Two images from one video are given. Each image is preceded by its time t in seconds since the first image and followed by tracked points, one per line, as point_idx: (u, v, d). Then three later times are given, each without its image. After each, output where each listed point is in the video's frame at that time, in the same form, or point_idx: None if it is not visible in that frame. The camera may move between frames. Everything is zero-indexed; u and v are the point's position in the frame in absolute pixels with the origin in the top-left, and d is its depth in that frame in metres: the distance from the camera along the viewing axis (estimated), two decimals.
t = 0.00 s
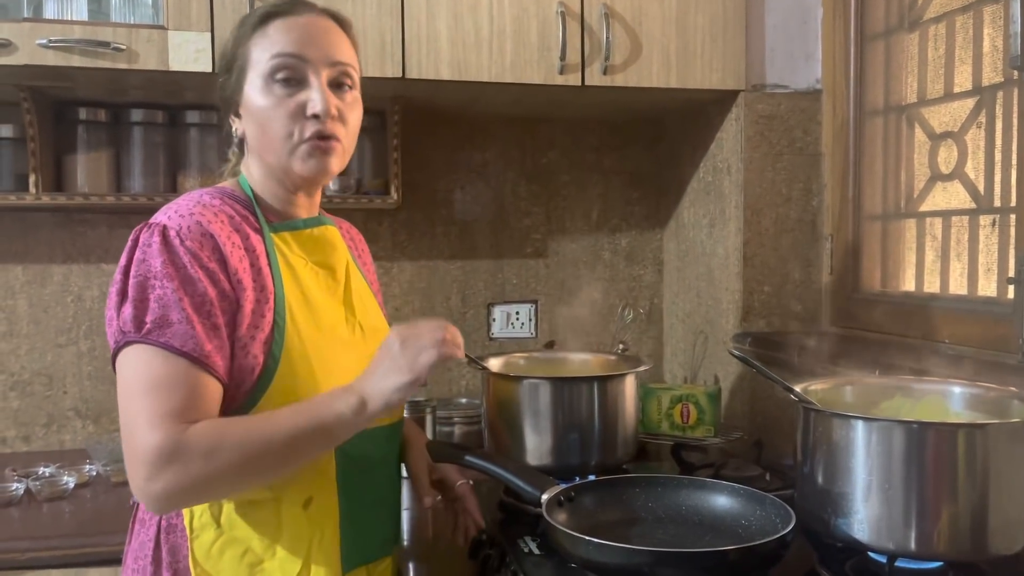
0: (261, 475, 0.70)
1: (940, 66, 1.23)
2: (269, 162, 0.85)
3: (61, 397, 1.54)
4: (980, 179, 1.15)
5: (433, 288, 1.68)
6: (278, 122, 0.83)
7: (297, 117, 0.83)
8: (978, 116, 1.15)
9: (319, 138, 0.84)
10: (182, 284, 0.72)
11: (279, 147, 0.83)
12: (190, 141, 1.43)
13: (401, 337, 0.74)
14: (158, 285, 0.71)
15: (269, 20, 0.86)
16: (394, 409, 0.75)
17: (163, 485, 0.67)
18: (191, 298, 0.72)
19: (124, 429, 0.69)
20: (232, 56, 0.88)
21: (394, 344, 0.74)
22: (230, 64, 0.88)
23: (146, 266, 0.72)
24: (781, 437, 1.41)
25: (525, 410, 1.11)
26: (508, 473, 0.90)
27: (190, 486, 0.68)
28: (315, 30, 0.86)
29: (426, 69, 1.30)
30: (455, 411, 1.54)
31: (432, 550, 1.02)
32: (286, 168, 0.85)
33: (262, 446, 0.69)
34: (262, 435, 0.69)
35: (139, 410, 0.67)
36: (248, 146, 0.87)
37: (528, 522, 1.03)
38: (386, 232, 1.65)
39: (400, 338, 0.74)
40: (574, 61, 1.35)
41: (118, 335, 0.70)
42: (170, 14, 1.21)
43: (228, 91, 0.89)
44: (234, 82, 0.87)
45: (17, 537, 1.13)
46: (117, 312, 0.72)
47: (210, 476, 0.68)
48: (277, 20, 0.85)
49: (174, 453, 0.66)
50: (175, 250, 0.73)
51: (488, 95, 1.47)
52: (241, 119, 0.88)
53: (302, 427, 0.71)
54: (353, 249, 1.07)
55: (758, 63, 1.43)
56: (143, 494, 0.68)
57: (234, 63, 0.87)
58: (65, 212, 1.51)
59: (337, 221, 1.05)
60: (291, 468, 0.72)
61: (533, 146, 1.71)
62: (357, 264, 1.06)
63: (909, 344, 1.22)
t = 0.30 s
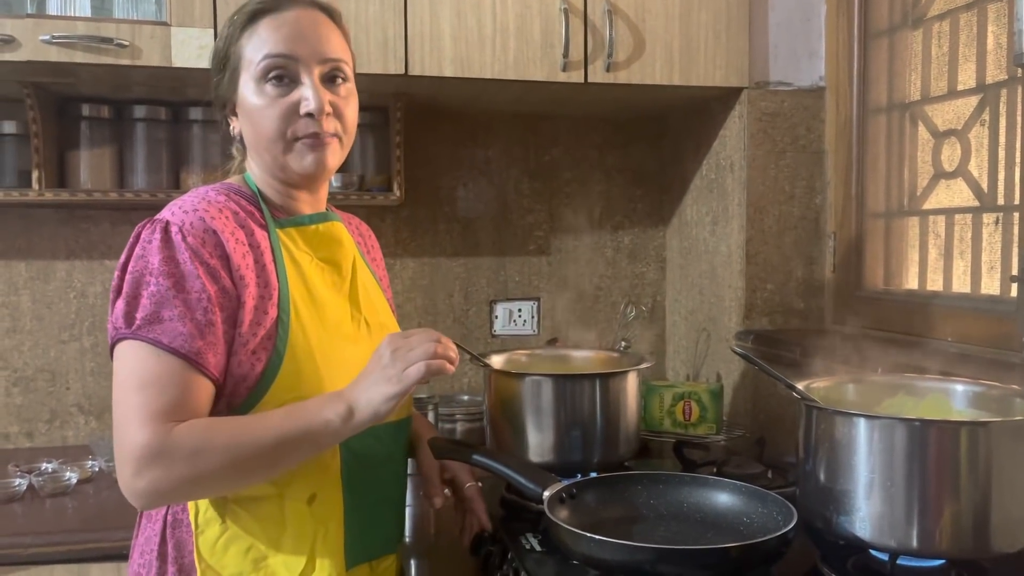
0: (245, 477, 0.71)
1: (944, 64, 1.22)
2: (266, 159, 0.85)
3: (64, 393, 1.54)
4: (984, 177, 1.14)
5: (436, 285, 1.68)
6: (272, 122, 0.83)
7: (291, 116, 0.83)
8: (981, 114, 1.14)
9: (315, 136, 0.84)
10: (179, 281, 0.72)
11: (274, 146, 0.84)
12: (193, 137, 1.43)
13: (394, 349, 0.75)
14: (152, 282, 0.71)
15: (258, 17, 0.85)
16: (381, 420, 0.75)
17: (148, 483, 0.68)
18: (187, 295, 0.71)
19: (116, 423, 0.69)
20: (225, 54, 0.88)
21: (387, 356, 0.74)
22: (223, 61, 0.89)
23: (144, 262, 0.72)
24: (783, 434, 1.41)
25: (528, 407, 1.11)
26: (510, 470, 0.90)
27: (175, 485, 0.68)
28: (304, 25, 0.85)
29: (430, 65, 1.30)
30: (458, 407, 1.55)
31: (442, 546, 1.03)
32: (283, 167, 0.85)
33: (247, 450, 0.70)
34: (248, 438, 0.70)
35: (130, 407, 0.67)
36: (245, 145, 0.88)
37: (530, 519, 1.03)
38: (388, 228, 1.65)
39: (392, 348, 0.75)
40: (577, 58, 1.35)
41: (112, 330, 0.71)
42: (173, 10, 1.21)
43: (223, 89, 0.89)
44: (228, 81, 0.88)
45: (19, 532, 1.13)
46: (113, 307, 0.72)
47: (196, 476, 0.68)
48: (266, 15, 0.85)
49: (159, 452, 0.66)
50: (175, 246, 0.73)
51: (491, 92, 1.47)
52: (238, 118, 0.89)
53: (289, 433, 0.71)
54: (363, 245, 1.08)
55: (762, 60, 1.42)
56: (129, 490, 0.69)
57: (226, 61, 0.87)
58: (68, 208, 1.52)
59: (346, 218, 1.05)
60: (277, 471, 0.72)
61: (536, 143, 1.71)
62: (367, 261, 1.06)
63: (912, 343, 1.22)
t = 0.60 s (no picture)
0: (242, 475, 0.71)
1: (947, 62, 1.22)
2: (272, 157, 0.85)
3: (66, 389, 1.54)
4: (987, 176, 1.14)
5: (437, 282, 1.68)
6: (279, 121, 0.83)
7: (299, 116, 0.83)
8: (985, 112, 1.14)
9: (321, 135, 0.84)
10: (180, 279, 0.72)
11: (280, 145, 0.84)
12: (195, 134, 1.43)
13: (394, 353, 0.74)
14: (152, 279, 0.71)
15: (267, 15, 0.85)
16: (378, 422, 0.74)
17: (147, 480, 0.68)
18: (188, 293, 0.71)
19: (116, 419, 0.69)
20: (233, 51, 0.88)
21: (387, 359, 0.73)
22: (231, 58, 0.88)
23: (145, 260, 0.72)
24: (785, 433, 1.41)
25: (529, 405, 1.11)
26: (511, 467, 0.90)
27: (173, 482, 0.68)
28: (313, 26, 0.85)
29: (432, 62, 1.30)
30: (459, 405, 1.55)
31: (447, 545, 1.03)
32: (288, 166, 0.85)
33: (245, 449, 0.70)
34: (246, 436, 0.70)
35: (129, 404, 0.67)
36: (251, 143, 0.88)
37: (531, 516, 1.02)
38: (390, 226, 1.65)
39: (392, 351, 0.74)
40: (580, 55, 1.35)
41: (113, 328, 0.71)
42: (176, 6, 1.21)
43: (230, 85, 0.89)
44: (235, 78, 0.87)
45: (20, 528, 1.13)
46: (115, 305, 0.72)
47: (194, 473, 0.68)
48: (275, 14, 0.85)
49: (157, 449, 0.66)
50: (176, 244, 0.73)
51: (494, 89, 1.46)
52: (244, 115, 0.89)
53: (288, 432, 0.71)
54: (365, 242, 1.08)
55: (765, 58, 1.42)
56: (128, 486, 0.69)
57: (234, 58, 0.87)
58: (70, 204, 1.52)
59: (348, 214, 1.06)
60: (274, 470, 0.73)
61: (538, 141, 1.71)
62: (370, 256, 1.07)
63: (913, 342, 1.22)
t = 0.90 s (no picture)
0: (247, 469, 0.71)
1: (949, 61, 1.22)
2: (275, 153, 0.85)
3: (67, 385, 1.54)
4: (988, 174, 1.14)
5: (438, 279, 1.68)
6: (283, 117, 0.83)
7: (304, 112, 0.83)
8: (986, 111, 1.14)
9: (325, 132, 0.84)
10: (184, 273, 0.72)
11: (284, 141, 0.84)
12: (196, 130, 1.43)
13: (403, 350, 0.74)
14: (157, 274, 0.71)
15: (272, 12, 0.85)
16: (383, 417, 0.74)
17: (152, 474, 0.68)
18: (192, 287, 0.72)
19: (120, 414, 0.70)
20: (238, 47, 0.88)
21: (395, 356, 0.74)
22: (235, 54, 0.88)
23: (149, 255, 0.72)
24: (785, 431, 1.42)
25: (530, 402, 1.11)
26: (511, 464, 0.90)
27: (177, 477, 0.68)
28: (319, 23, 0.86)
29: (433, 60, 1.30)
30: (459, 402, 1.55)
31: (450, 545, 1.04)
32: (292, 163, 0.85)
33: (250, 444, 0.70)
34: (250, 430, 0.70)
35: (134, 398, 0.68)
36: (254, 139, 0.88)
37: (531, 513, 1.02)
38: (391, 223, 1.65)
39: (399, 348, 0.74)
40: (581, 53, 1.35)
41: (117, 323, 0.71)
42: (177, 3, 1.21)
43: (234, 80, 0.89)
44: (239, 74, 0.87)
45: (20, 523, 1.13)
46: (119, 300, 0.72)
47: (198, 468, 0.68)
48: (281, 11, 0.85)
49: (162, 444, 0.66)
50: (180, 239, 0.73)
51: (495, 86, 1.46)
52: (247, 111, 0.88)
53: (292, 426, 0.71)
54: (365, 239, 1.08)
55: (766, 57, 1.42)
56: (133, 481, 0.69)
57: (239, 54, 0.87)
58: (72, 201, 1.52)
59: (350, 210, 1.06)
60: (278, 464, 0.73)
61: (539, 138, 1.71)
62: (370, 252, 1.07)
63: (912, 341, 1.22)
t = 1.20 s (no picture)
0: (253, 449, 0.71)
1: (949, 61, 1.22)
2: (293, 144, 0.85)
3: (66, 383, 1.54)
4: (988, 175, 1.14)
5: (438, 278, 1.68)
6: (309, 107, 0.83)
7: (330, 105, 0.83)
8: (986, 111, 1.14)
9: (348, 127, 0.85)
10: (189, 267, 0.72)
11: (306, 131, 0.84)
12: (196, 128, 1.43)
13: (391, 307, 0.75)
14: (162, 268, 0.71)
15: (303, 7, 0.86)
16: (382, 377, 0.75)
17: (159, 466, 0.68)
18: (197, 282, 0.71)
19: (123, 408, 0.69)
20: (258, 37, 0.87)
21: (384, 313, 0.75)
22: (254, 44, 0.87)
23: (153, 249, 0.72)
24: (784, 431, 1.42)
25: (529, 401, 1.11)
26: (510, 463, 0.90)
27: (184, 466, 0.68)
28: (349, 23, 0.87)
29: (433, 59, 1.30)
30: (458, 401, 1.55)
31: (447, 545, 1.04)
32: (310, 154, 0.85)
33: (253, 421, 0.70)
34: (251, 408, 0.70)
35: (136, 390, 0.67)
36: (268, 129, 0.87)
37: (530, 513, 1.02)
38: (390, 222, 1.65)
39: (389, 305, 0.76)
40: (581, 52, 1.35)
41: (121, 317, 0.70)
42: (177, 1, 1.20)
43: (251, 69, 0.88)
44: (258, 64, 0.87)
45: (19, 521, 1.13)
46: (122, 294, 0.72)
47: (204, 454, 0.68)
48: (312, 7, 0.86)
49: (167, 433, 0.66)
50: (183, 233, 0.73)
51: (495, 85, 1.46)
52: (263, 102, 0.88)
53: (292, 398, 0.71)
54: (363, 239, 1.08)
55: (766, 57, 1.42)
56: (140, 475, 0.69)
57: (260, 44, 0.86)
58: (71, 198, 1.52)
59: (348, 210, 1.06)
60: (282, 443, 0.73)
61: (539, 138, 1.71)
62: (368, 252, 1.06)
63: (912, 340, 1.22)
